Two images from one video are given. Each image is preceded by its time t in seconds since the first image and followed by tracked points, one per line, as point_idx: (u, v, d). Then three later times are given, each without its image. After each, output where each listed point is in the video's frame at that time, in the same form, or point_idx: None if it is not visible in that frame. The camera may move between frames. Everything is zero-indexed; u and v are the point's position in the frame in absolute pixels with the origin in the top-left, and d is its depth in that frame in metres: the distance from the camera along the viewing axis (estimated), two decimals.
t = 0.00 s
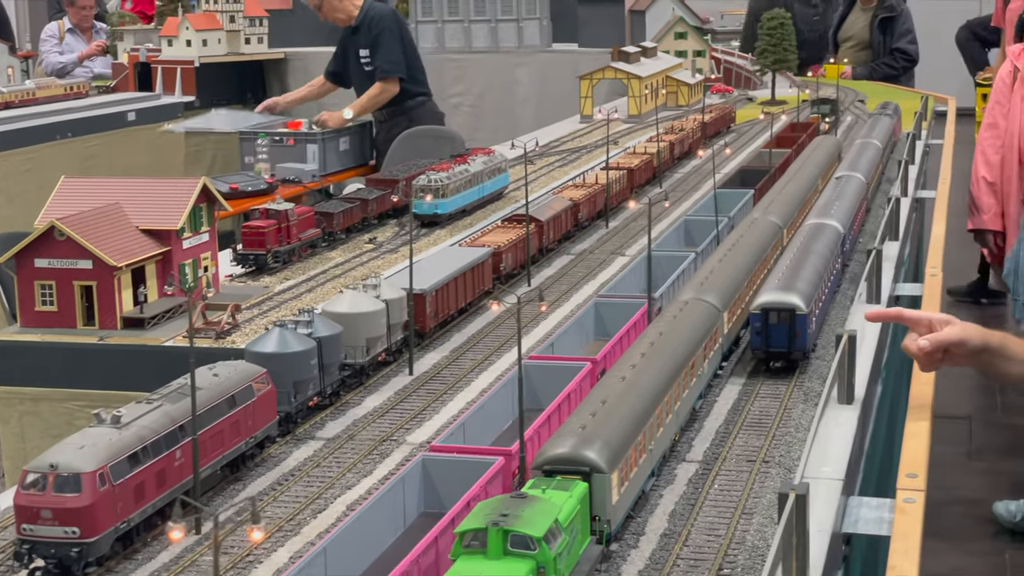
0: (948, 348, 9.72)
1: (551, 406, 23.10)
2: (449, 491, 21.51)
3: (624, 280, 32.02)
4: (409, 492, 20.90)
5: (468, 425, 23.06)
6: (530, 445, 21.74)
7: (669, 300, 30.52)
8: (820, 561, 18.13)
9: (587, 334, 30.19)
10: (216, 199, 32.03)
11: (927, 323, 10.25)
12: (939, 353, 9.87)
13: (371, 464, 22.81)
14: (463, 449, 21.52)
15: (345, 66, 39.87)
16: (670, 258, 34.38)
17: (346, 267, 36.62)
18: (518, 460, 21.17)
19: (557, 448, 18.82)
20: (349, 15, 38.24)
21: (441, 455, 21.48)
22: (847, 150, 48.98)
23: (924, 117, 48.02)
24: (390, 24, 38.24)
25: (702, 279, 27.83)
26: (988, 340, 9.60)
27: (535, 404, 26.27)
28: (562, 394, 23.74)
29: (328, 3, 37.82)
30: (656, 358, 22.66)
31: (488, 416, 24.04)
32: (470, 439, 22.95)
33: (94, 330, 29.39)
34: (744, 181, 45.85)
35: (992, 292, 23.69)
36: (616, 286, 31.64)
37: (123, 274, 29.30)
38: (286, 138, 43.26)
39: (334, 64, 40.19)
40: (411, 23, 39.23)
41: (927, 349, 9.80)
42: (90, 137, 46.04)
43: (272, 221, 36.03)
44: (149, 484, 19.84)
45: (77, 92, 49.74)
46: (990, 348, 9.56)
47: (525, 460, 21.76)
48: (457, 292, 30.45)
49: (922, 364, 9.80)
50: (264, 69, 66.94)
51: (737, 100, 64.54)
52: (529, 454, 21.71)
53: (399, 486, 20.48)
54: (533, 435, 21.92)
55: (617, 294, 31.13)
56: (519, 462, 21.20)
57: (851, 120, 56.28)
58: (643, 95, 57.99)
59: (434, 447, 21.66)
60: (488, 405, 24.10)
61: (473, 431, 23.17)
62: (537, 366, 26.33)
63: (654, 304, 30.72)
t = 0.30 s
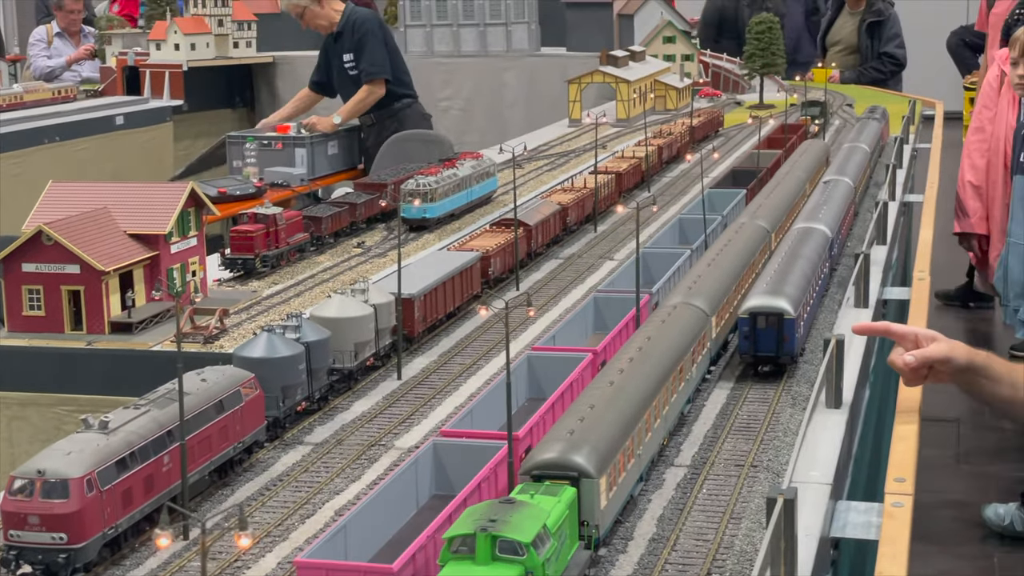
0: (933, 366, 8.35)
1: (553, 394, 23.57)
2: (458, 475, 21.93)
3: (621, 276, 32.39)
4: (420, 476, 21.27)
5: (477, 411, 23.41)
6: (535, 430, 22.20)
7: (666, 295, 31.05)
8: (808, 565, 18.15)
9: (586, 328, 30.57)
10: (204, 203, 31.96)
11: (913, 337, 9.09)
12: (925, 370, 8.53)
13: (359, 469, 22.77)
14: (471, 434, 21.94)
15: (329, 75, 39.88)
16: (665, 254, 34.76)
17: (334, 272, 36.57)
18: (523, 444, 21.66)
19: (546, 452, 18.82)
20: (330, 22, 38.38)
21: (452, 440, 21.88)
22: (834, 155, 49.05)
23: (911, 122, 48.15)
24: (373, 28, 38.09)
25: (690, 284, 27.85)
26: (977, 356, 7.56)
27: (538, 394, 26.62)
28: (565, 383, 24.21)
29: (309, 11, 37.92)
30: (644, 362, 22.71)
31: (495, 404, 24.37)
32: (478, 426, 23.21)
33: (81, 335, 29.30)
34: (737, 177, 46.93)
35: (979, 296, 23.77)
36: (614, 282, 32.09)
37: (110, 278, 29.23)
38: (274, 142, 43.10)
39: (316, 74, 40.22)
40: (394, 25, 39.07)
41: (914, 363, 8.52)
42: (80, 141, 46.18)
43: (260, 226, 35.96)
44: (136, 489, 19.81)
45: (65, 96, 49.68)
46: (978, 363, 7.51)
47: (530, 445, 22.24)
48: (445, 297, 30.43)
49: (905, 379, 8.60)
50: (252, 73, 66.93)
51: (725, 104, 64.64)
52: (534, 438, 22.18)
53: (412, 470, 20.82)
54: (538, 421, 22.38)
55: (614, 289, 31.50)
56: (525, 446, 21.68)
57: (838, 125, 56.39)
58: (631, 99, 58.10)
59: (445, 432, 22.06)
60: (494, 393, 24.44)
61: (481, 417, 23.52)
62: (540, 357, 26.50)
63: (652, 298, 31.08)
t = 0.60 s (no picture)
0: (939, 377, 9.33)
1: (561, 381, 24.18)
2: (473, 459, 22.32)
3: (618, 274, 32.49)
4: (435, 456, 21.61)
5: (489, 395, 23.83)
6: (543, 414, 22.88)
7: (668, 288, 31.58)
8: (802, 566, 18.16)
9: (590, 321, 30.70)
10: (198, 204, 31.94)
11: (916, 347, 9.97)
12: (928, 380, 9.41)
13: (352, 471, 22.75)
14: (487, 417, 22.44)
15: (321, 77, 39.87)
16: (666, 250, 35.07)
17: (327, 273, 36.58)
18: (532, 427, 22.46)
19: (539, 454, 18.83)
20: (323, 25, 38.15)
21: (467, 424, 22.26)
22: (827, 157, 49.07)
23: (903, 124, 48.24)
24: (364, 30, 38.10)
25: (682, 286, 27.81)
26: (978, 370, 9.29)
27: (545, 381, 26.95)
28: (572, 369, 24.83)
29: (300, 16, 37.61)
30: (637, 364, 22.72)
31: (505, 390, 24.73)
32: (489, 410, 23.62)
33: (75, 338, 29.26)
34: (733, 177, 47.66)
35: (972, 297, 23.80)
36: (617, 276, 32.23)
37: (103, 280, 29.17)
38: (266, 144, 42.93)
39: (309, 78, 40.38)
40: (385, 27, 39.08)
41: (916, 376, 9.44)
42: (70, 144, 46.12)
43: (254, 227, 35.92)
44: (129, 492, 19.80)
45: (57, 97, 49.61)
46: (981, 379, 9.25)
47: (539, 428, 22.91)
48: (438, 299, 30.43)
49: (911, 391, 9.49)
50: (245, 74, 66.93)
51: (718, 106, 64.74)
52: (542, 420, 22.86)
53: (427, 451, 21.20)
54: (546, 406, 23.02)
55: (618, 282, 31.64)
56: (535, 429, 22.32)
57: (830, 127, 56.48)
58: (624, 100, 58.18)
59: (459, 415, 22.47)
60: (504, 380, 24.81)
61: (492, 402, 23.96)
62: (548, 347, 26.86)
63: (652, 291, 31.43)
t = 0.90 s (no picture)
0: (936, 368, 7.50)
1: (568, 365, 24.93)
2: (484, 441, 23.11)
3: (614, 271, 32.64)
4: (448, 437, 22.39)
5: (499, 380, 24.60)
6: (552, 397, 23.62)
7: (668, 280, 31.98)
8: (795, 567, 18.21)
9: (592, 312, 31.03)
10: (192, 205, 31.89)
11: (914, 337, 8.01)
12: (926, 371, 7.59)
13: (346, 472, 22.74)
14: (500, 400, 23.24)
15: (317, 75, 39.69)
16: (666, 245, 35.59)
17: (322, 274, 36.57)
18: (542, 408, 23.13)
19: (531, 454, 18.82)
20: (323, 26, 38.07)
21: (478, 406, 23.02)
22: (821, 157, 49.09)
23: (898, 125, 48.25)
24: (362, 31, 38.14)
25: (676, 287, 27.80)
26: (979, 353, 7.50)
27: (552, 368, 27.60)
28: (579, 356, 25.61)
29: (301, 17, 37.74)
30: (631, 365, 22.73)
31: (512, 376, 25.45)
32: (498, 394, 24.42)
33: (68, 338, 29.19)
34: (729, 174, 47.72)
35: (966, 298, 23.84)
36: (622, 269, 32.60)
37: (97, 280, 29.11)
38: (261, 145, 42.81)
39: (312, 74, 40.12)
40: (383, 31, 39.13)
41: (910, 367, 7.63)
42: (65, 144, 46.16)
43: (248, 228, 35.89)
44: (122, 493, 19.75)
45: (52, 97, 49.56)
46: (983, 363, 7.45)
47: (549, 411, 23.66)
48: (432, 300, 30.42)
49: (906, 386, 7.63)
50: (240, 74, 66.87)
51: (713, 106, 64.75)
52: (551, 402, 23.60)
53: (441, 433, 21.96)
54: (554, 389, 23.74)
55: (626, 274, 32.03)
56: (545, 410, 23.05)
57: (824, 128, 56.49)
58: (619, 101, 58.17)
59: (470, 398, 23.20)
60: (512, 366, 25.48)
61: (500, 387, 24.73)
62: (555, 335, 27.43)
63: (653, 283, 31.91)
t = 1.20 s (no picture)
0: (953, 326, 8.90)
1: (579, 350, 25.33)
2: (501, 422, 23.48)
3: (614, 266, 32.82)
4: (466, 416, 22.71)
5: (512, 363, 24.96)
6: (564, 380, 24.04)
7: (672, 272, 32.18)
8: (794, 564, 18.21)
9: (602, 300, 31.16)
10: (191, 204, 31.87)
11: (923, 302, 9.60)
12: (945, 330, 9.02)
13: (345, 469, 22.73)
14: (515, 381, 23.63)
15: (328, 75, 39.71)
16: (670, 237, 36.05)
17: (320, 272, 36.58)
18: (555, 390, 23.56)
19: (531, 451, 18.81)
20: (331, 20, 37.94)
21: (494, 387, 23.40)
22: (819, 156, 49.10)
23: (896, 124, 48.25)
24: (366, 37, 37.88)
25: (675, 285, 27.80)
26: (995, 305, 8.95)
27: (563, 354, 27.90)
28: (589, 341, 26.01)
29: (313, 12, 37.69)
30: (629, 362, 22.72)
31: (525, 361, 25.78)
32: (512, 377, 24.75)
33: (67, 337, 29.18)
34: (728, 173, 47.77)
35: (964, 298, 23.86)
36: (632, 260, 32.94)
37: (96, 279, 29.11)
38: (259, 144, 43.00)
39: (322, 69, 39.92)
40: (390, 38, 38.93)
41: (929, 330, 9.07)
42: (63, 143, 46.18)
43: (246, 226, 35.89)
44: (121, 490, 19.75)
45: (50, 97, 49.57)
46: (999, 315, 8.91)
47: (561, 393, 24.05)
48: (431, 298, 30.43)
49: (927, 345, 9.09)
50: (238, 74, 66.87)
51: (711, 106, 64.76)
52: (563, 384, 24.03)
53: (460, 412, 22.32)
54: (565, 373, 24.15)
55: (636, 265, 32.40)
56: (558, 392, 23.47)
57: (822, 127, 56.47)
58: (617, 100, 58.17)
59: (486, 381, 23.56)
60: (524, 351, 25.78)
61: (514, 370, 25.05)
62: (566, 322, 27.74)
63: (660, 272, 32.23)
